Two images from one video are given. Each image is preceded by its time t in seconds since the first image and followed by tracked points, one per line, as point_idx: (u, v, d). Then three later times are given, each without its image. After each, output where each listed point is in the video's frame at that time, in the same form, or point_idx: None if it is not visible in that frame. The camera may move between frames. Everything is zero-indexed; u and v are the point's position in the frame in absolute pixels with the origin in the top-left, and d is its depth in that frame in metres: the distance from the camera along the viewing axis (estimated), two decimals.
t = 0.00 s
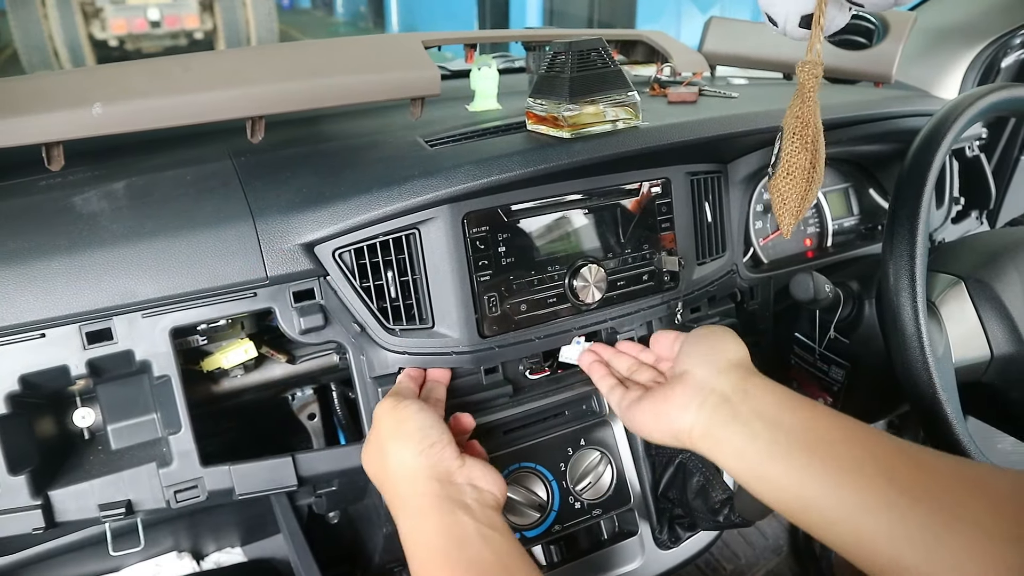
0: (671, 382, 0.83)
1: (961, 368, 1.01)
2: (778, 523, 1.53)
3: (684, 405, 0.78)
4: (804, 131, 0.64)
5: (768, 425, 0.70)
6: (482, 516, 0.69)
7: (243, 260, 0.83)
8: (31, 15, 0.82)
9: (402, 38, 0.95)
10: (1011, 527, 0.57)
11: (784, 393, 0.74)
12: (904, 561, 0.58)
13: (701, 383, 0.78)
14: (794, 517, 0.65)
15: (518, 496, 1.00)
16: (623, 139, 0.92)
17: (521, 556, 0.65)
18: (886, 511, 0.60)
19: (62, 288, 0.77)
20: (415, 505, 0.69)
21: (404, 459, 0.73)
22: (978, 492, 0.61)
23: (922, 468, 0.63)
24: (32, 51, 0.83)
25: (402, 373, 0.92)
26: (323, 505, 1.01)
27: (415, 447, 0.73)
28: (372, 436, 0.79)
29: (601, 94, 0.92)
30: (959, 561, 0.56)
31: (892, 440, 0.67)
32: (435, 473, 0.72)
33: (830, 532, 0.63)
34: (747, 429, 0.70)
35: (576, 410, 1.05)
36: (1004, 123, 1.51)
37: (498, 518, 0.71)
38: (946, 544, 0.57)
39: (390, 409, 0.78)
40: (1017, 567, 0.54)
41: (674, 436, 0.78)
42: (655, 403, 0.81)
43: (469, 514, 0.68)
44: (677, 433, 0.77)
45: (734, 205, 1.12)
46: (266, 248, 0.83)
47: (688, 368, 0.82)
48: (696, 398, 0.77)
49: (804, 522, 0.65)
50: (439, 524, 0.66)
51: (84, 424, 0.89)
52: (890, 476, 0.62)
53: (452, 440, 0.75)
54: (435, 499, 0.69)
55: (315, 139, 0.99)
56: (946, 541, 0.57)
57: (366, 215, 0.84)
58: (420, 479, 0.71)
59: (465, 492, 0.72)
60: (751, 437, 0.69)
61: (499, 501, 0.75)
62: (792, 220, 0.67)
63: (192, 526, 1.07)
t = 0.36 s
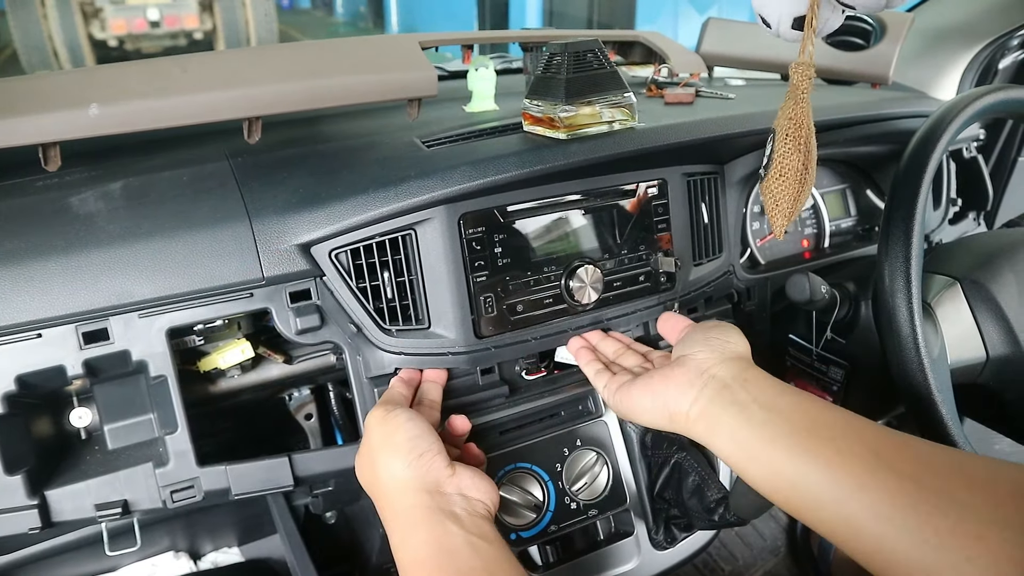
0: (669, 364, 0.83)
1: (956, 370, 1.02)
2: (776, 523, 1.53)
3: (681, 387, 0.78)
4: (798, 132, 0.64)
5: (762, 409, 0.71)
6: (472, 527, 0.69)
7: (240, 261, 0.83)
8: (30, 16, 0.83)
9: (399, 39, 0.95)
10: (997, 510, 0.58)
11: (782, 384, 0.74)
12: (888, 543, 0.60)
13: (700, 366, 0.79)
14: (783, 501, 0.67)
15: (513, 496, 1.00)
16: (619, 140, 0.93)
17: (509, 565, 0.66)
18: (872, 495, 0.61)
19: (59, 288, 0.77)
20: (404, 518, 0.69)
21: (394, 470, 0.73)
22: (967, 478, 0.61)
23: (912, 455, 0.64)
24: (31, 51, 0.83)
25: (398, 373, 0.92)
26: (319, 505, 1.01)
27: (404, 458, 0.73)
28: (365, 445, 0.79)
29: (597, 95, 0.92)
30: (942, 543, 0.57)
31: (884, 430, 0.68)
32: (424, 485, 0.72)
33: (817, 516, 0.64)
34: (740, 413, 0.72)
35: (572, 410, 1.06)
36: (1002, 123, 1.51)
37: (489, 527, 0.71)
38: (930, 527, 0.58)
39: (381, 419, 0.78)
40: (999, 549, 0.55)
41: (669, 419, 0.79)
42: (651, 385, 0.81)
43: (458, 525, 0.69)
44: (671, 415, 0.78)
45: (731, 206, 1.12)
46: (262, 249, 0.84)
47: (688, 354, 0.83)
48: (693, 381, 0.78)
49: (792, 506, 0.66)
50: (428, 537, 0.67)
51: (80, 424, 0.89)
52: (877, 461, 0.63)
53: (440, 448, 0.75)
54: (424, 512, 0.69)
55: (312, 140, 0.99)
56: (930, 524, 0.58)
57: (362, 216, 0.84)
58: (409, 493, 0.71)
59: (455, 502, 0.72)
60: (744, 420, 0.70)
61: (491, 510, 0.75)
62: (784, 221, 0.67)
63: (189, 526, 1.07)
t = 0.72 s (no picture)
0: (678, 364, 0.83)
1: (960, 371, 1.02)
2: (778, 524, 1.53)
3: (691, 388, 0.78)
4: (804, 133, 0.64)
5: (771, 413, 0.71)
6: (474, 538, 0.71)
7: (244, 261, 0.83)
8: (32, 15, 0.83)
9: (403, 39, 0.95)
10: (999, 512, 0.58)
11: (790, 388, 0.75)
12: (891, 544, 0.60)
13: (710, 368, 0.79)
14: (787, 504, 0.67)
15: (517, 497, 1.01)
16: (623, 141, 0.93)
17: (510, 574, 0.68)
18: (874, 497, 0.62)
19: (63, 287, 0.77)
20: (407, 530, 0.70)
21: (396, 481, 0.74)
22: (972, 482, 0.61)
23: (915, 458, 0.64)
24: (32, 49, 0.83)
25: (402, 373, 0.92)
26: (322, 505, 1.01)
27: (406, 470, 0.73)
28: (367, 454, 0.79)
29: (601, 96, 0.92)
30: (945, 546, 0.57)
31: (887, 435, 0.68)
32: (427, 497, 0.73)
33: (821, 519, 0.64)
34: (748, 417, 0.72)
35: (576, 411, 1.06)
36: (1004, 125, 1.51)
37: (492, 537, 0.73)
38: (933, 529, 0.58)
39: (381, 430, 0.78)
40: (1001, 551, 0.55)
41: (676, 420, 0.79)
42: (659, 382, 0.81)
43: (461, 535, 0.70)
44: (680, 416, 0.78)
45: (735, 207, 1.12)
46: (266, 248, 0.83)
47: (697, 354, 0.83)
48: (703, 383, 0.78)
49: (797, 509, 0.66)
50: (431, 549, 0.68)
51: (83, 424, 0.89)
52: (880, 464, 0.64)
53: (442, 457, 0.76)
54: (427, 524, 0.70)
55: (315, 140, 0.99)
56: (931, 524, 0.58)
57: (366, 216, 0.84)
58: (411, 506, 0.72)
59: (458, 514, 0.73)
60: (752, 423, 0.71)
61: (494, 519, 0.76)
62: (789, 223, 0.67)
63: (191, 525, 1.07)
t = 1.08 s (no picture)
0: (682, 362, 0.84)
1: (962, 372, 1.02)
2: (778, 525, 1.53)
3: (697, 387, 0.79)
4: (807, 135, 0.64)
5: (777, 413, 0.72)
6: (485, 537, 0.70)
7: (247, 262, 0.83)
8: (32, 15, 0.83)
9: (405, 40, 0.95)
10: (1003, 507, 0.57)
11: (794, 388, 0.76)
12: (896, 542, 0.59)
13: (716, 368, 0.80)
14: (791, 502, 0.67)
15: (520, 497, 1.01)
16: (626, 142, 0.93)
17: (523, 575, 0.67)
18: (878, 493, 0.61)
19: (66, 289, 0.77)
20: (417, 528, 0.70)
21: (407, 482, 0.74)
22: (977, 477, 0.60)
23: (921, 457, 0.63)
24: (33, 50, 0.84)
25: (405, 374, 0.92)
26: (325, 506, 1.01)
27: (417, 470, 0.74)
28: (377, 457, 0.80)
29: (604, 96, 0.92)
30: (947, 539, 0.56)
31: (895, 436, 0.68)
32: (438, 497, 0.73)
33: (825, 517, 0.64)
34: (754, 415, 0.73)
35: (579, 411, 1.06)
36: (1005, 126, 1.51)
37: (504, 537, 0.72)
38: (935, 523, 0.58)
39: (390, 432, 0.78)
40: (1005, 543, 0.54)
41: (681, 419, 0.79)
42: (665, 380, 0.81)
43: (472, 534, 0.69)
44: (684, 414, 0.78)
45: (736, 208, 1.12)
46: (269, 250, 0.84)
47: (703, 353, 0.84)
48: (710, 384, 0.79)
49: (801, 507, 0.66)
50: (442, 545, 0.68)
51: (85, 424, 0.89)
52: (885, 463, 0.63)
53: (454, 458, 0.76)
54: (438, 522, 0.70)
55: (317, 140, 0.99)
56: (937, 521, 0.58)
57: (368, 217, 0.84)
58: (422, 505, 0.72)
59: (469, 513, 0.73)
60: (758, 421, 0.72)
61: (506, 521, 0.76)
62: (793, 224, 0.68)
63: (194, 526, 1.07)
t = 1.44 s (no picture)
0: (687, 318, 0.78)
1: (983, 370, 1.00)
2: (788, 526, 1.51)
3: (699, 339, 0.73)
4: (838, 127, 0.63)
5: (783, 363, 0.66)
6: (513, 496, 0.68)
7: (260, 257, 0.81)
8: (31, 11, 0.79)
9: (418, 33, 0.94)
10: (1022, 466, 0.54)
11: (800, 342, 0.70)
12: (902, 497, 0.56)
13: (723, 320, 0.74)
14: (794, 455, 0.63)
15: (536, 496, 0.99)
16: (643, 136, 0.91)
17: (552, 541, 0.65)
18: (891, 451, 0.57)
19: (76, 283, 0.75)
20: (441, 477, 0.68)
21: (435, 433, 0.72)
22: (989, 433, 0.57)
23: (932, 410, 0.60)
24: (34, 47, 0.80)
25: (419, 371, 0.91)
26: (337, 505, 0.99)
27: (449, 421, 0.72)
28: (403, 404, 0.77)
29: (621, 90, 0.91)
30: (967, 502, 0.54)
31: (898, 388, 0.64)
32: (467, 450, 0.70)
33: (831, 468, 0.60)
34: (758, 366, 0.67)
35: (595, 409, 1.04)
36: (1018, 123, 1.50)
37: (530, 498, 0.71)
38: (955, 485, 0.54)
39: (430, 379, 0.77)
40: None
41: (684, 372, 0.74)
42: (671, 335, 0.76)
43: (500, 492, 0.67)
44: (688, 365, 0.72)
45: (751, 204, 1.11)
46: (282, 244, 0.82)
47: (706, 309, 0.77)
48: (715, 334, 0.73)
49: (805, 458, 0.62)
50: (468, 501, 0.66)
51: (94, 422, 0.87)
52: (896, 418, 0.59)
53: (490, 416, 0.75)
54: (467, 473, 0.68)
55: (329, 135, 0.97)
56: (948, 477, 0.55)
57: (383, 211, 0.83)
58: (449, 455, 0.70)
59: (497, 469, 0.71)
60: (763, 368, 0.66)
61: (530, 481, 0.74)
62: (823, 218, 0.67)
63: (202, 526, 1.05)
